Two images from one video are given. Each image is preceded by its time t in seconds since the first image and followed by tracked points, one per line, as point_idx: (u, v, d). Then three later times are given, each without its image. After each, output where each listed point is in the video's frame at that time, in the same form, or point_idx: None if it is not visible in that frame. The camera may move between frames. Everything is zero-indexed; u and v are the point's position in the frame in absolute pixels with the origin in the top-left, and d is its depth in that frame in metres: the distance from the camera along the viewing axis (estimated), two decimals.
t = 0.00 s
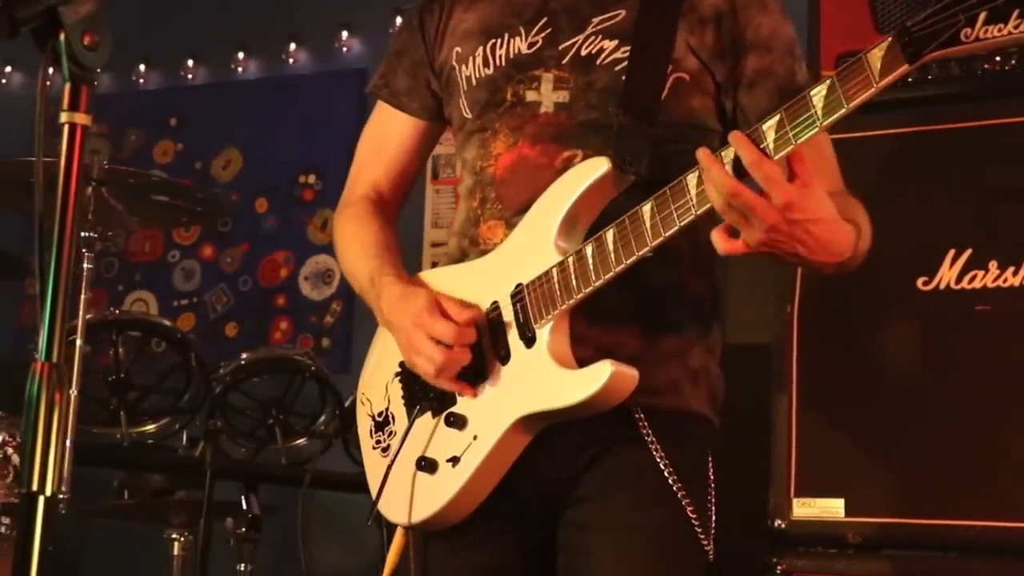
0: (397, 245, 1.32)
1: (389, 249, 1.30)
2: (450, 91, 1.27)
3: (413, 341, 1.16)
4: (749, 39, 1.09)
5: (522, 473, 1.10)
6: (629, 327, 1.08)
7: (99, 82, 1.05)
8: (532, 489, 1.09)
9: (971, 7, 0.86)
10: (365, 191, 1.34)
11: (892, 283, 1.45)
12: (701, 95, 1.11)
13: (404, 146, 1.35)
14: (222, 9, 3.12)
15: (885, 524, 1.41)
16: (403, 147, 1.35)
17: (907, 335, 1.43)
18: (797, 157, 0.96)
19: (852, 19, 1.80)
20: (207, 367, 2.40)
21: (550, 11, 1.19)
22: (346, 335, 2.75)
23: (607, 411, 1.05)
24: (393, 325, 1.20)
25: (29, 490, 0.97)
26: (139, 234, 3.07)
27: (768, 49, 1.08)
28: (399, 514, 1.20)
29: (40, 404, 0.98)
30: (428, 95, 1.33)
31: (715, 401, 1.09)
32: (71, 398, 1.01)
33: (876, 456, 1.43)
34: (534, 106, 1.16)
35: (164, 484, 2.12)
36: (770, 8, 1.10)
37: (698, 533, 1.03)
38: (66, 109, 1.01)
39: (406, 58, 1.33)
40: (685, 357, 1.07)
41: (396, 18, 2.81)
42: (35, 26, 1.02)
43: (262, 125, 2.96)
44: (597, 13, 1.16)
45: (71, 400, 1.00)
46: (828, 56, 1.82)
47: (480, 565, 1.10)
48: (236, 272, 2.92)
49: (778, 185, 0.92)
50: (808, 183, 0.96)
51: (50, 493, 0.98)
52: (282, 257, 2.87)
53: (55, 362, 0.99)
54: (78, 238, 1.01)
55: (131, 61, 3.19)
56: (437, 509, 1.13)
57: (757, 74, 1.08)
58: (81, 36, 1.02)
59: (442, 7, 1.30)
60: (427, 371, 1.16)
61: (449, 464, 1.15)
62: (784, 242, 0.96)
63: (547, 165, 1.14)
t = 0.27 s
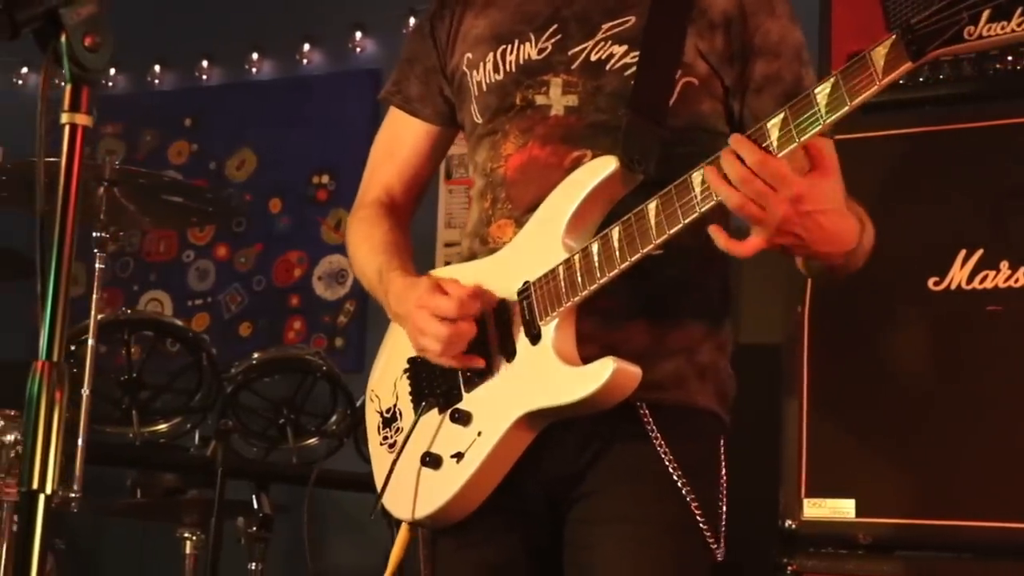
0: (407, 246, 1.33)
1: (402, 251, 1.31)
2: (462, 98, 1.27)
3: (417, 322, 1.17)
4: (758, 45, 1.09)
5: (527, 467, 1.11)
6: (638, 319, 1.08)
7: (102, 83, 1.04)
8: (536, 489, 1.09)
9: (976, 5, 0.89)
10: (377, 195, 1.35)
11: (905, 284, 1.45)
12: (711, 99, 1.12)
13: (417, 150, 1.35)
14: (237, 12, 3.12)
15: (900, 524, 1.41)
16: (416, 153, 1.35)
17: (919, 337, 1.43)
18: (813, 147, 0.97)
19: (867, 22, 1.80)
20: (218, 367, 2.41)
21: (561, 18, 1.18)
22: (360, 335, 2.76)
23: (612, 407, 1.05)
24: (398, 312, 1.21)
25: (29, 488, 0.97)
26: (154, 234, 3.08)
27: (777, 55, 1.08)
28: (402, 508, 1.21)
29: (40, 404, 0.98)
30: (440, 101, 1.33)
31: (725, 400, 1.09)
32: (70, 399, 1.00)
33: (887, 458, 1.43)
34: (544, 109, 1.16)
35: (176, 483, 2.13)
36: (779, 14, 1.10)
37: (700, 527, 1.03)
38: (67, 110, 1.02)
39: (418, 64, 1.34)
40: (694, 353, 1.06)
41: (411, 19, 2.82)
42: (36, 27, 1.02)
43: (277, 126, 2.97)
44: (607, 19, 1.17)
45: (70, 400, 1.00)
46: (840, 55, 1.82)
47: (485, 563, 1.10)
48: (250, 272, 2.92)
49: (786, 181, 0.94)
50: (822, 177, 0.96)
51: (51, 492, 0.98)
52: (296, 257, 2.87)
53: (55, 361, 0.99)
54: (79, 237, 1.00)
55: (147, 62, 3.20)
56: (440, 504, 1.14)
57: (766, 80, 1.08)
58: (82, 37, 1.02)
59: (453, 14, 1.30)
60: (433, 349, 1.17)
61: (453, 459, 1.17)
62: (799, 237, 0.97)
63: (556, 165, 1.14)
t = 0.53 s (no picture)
0: (418, 245, 1.33)
1: (413, 254, 1.31)
2: (478, 100, 1.27)
3: (452, 344, 1.16)
4: (776, 45, 1.09)
5: (549, 475, 1.11)
6: (659, 324, 1.08)
7: (106, 85, 1.01)
8: (557, 493, 1.10)
9: (1005, 21, 0.89)
10: (387, 193, 1.34)
11: (921, 285, 1.45)
12: (729, 104, 1.11)
13: (428, 150, 1.36)
14: (256, 14, 3.14)
15: (908, 523, 1.40)
16: (427, 151, 1.35)
17: (939, 338, 1.42)
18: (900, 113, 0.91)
19: (879, 23, 1.80)
20: (233, 366, 2.42)
21: (576, 22, 1.19)
22: (377, 334, 2.77)
23: (635, 416, 1.05)
24: (428, 332, 1.20)
25: (34, 489, 0.93)
26: (173, 234, 3.09)
27: (794, 54, 1.08)
28: (426, 513, 1.21)
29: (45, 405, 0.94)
30: (454, 101, 1.33)
31: (743, 400, 1.10)
32: (74, 401, 0.97)
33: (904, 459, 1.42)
34: (562, 113, 1.17)
35: (192, 482, 2.13)
36: (794, 14, 1.10)
37: (722, 528, 1.03)
38: (72, 111, 0.98)
39: (431, 62, 1.34)
40: (713, 355, 1.07)
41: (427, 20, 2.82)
42: (42, 29, 0.99)
43: (294, 126, 2.98)
44: (624, 24, 1.17)
45: (74, 403, 0.96)
46: (856, 55, 1.82)
47: (505, 562, 1.11)
48: (268, 271, 2.93)
49: (866, 157, 0.88)
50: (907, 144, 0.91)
51: (55, 491, 0.93)
52: (313, 257, 2.87)
53: (61, 360, 0.95)
54: (85, 238, 0.97)
55: (165, 63, 3.22)
56: (465, 509, 1.14)
57: (783, 80, 1.08)
58: (87, 39, 1.00)
59: (467, 12, 1.31)
60: (473, 369, 1.16)
61: (477, 465, 1.16)
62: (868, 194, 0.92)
63: (576, 170, 1.15)
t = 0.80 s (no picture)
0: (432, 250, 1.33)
1: (425, 259, 1.31)
2: (490, 104, 1.27)
3: (468, 347, 1.16)
4: (786, 41, 1.10)
5: (562, 475, 1.12)
6: (674, 329, 1.08)
7: (110, 85, 1.01)
8: (570, 490, 1.11)
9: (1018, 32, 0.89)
10: (400, 197, 1.35)
11: (933, 284, 1.43)
12: (742, 103, 1.11)
13: (440, 156, 1.36)
14: (272, 14, 3.14)
15: (918, 524, 1.39)
16: (440, 156, 1.36)
17: (948, 338, 1.40)
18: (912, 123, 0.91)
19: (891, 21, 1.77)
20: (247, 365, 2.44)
21: (588, 26, 1.19)
22: (393, 332, 2.78)
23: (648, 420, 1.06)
24: (444, 335, 1.20)
25: (36, 485, 0.93)
26: (188, 233, 3.10)
27: (803, 53, 1.09)
28: (439, 515, 1.21)
29: (48, 402, 0.94)
30: (466, 106, 1.33)
31: (756, 402, 1.10)
32: (78, 399, 0.97)
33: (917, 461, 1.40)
34: (577, 119, 1.17)
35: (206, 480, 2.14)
36: (805, 11, 1.11)
37: (738, 535, 1.03)
38: (76, 111, 0.98)
39: (441, 69, 1.34)
40: (728, 360, 1.07)
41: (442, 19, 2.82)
42: (46, 29, 1.00)
43: (310, 126, 2.99)
44: (635, 27, 1.17)
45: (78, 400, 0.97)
46: (869, 52, 1.78)
47: (515, 563, 1.12)
48: (284, 271, 2.94)
49: (878, 165, 0.88)
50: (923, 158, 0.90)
51: (58, 487, 0.94)
52: (329, 256, 2.88)
53: (64, 358, 0.96)
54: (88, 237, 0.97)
55: (181, 63, 3.22)
56: (477, 511, 1.15)
57: (792, 78, 1.09)
58: (90, 39, 1.00)
59: (476, 19, 1.30)
60: (488, 372, 1.16)
61: (490, 468, 1.17)
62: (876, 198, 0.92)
63: (592, 177, 1.15)
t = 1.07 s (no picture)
0: (444, 249, 1.34)
1: (439, 256, 1.31)
2: (501, 101, 1.27)
3: (482, 353, 1.15)
4: (797, 45, 1.09)
5: (575, 478, 1.12)
6: (685, 330, 1.08)
7: (112, 85, 1.02)
8: (583, 488, 1.11)
9: None
10: (412, 194, 1.35)
11: (945, 282, 1.41)
12: (752, 103, 1.11)
13: (451, 151, 1.36)
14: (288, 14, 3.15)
15: (929, 524, 1.36)
16: (452, 153, 1.36)
17: (957, 337, 1.39)
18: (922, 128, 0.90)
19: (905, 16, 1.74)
20: (258, 365, 2.45)
21: (600, 25, 1.19)
22: (406, 331, 2.78)
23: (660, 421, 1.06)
24: (458, 338, 1.19)
25: (38, 483, 0.94)
26: (204, 233, 3.11)
27: (813, 56, 1.08)
28: (453, 516, 1.21)
29: (50, 401, 0.95)
30: (477, 102, 1.34)
31: (766, 402, 1.10)
32: (80, 398, 0.97)
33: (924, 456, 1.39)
34: (588, 119, 1.17)
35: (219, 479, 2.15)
36: (816, 13, 1.10)
37: (749, 534, 1.04)
38: (78, 111, 0.99)
39: (453, 65, 1.34)
40: (739, 360, 1.07)
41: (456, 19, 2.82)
42: (49, 29, 1.01)
43: (325, 127, 2.99)
44: (648, 26, 1.17)
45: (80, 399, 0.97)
46: (882, 52, 1.76)
47: (527, 563, 1.12)
48: (299, 270, 2.94)
49: (886, 170, 0.87)
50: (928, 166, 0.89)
51: (59, 485, 0.94)
52: (343, 256, 2.89)
53: (65, 357, 0.96)
54: (90, 238, 0.98)
55: (197, 63, 3.23)
56: (491, 512, 1.15)
57: (801, 80, 1.08)
58: (93, 40, 1.00)
59: (490, 15, 1.31)
60: (499, 380, 1.15)
61: (503, 468, 1.17)
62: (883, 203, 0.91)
63: (603, 177, 1.15)
